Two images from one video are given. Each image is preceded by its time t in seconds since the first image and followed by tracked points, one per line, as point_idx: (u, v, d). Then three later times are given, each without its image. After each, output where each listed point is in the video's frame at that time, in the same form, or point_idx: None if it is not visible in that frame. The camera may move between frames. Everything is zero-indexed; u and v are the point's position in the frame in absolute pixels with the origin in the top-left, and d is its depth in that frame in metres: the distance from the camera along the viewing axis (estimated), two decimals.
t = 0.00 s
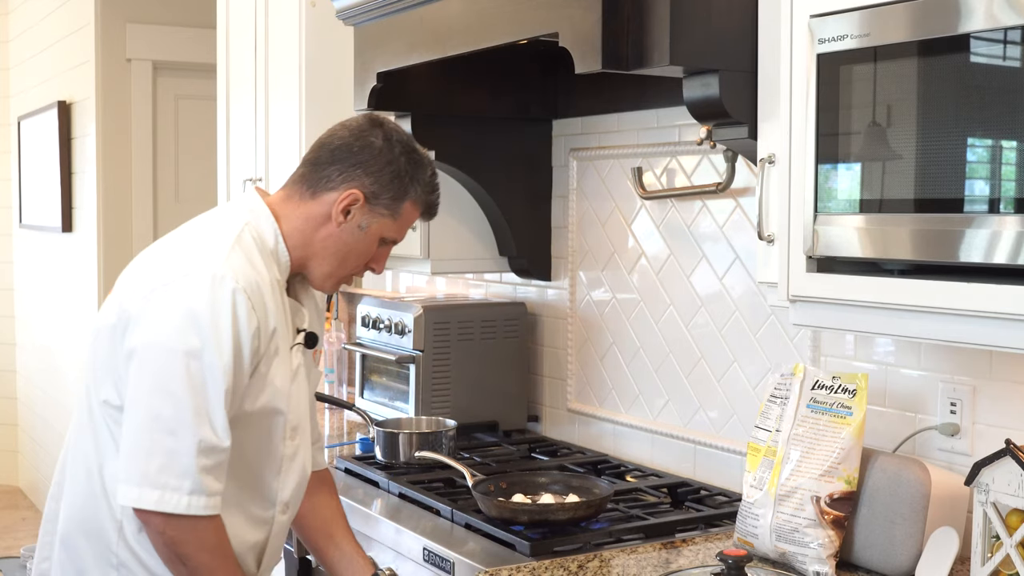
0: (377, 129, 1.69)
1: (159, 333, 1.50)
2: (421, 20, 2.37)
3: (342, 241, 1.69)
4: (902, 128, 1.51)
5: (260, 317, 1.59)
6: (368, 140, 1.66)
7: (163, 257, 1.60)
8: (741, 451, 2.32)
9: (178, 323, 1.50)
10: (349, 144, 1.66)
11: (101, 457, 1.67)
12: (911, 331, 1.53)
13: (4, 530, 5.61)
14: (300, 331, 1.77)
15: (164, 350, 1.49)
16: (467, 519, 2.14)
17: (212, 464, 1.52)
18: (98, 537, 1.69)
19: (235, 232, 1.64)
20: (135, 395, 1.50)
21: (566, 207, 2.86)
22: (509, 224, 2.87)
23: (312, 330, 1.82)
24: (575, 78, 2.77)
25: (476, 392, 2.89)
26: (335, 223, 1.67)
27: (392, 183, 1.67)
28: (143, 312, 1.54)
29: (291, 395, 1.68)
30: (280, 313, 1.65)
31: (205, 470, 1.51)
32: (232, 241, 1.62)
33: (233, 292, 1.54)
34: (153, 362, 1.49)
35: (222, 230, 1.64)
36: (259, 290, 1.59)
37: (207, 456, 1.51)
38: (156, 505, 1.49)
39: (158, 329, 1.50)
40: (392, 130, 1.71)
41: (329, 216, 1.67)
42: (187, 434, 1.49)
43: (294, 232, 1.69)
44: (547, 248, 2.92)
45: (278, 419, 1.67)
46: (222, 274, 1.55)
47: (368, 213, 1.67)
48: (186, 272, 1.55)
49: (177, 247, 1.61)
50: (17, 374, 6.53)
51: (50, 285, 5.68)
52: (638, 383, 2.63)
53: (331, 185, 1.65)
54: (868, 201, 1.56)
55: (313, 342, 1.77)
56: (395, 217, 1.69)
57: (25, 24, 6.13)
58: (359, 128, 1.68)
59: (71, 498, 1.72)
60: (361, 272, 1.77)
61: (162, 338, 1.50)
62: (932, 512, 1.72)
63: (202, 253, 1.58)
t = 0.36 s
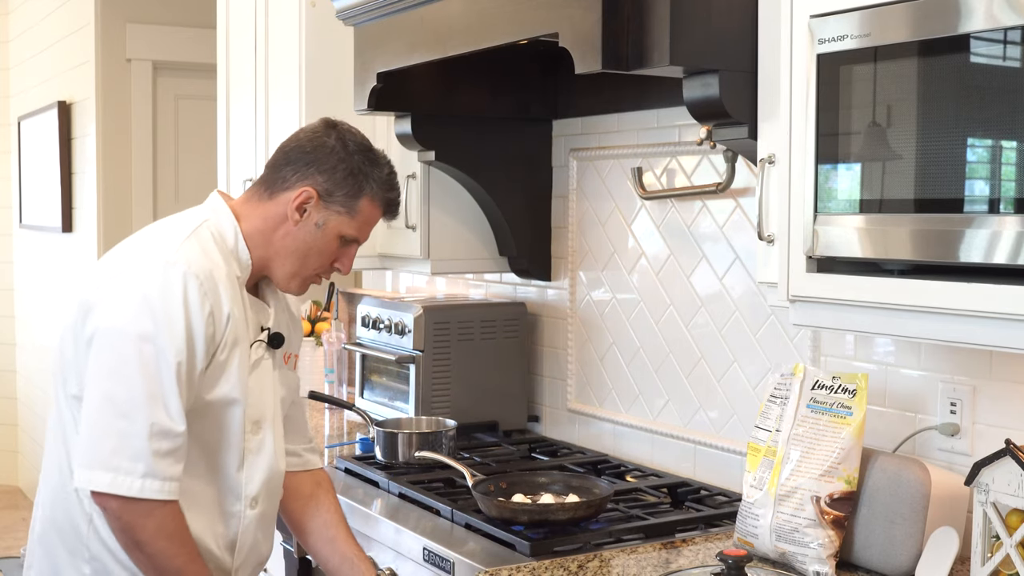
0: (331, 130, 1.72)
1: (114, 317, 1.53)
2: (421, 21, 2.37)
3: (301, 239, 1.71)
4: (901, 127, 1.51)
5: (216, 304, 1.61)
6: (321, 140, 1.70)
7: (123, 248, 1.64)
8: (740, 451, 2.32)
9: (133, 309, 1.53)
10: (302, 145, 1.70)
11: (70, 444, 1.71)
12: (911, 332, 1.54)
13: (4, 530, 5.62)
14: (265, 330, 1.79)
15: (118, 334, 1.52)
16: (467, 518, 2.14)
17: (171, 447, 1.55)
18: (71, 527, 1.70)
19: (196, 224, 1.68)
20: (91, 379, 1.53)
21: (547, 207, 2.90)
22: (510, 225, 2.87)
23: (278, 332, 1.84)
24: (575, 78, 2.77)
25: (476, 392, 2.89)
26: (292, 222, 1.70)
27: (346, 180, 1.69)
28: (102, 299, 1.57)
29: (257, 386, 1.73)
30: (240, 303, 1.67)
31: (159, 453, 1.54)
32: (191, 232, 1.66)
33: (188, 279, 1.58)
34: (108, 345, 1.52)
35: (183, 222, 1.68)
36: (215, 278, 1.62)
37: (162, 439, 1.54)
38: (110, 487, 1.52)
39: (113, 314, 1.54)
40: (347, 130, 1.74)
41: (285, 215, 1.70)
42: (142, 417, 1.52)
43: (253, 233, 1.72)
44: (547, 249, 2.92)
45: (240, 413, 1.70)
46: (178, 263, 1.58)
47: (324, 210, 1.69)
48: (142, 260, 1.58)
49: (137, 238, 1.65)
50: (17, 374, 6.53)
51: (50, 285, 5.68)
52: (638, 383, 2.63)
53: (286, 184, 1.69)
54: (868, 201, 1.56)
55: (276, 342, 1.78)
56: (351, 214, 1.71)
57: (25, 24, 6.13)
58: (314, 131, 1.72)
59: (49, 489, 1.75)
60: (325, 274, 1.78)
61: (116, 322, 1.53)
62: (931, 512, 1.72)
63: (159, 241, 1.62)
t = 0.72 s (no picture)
0: (318, 127, 1.69)
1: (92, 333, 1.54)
2: (421, 20, 2.37)
3: (296, 241, 1.69)
4: (901, 127, 1.51)
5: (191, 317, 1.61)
6: (308, 138, 1.68)
7: (107, 261, 1.66)
8: (740, 451, 2.32)
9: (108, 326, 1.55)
10: (289, 146, 1.68)
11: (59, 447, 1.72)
12: (911, 331, 1.53)
13: (4, 530, 5.61)
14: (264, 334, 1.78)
15: (94, 351, 1.53)
16: (467, 519, 2.14)
17: (137, 462, 1.55)
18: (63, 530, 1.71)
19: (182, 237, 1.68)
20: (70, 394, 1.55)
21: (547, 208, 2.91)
22: (511, 226, 2.87)
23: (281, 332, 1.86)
24: (575, 78, 2.77)
25: (476, 392, 2.89)
26: (286, 224, 1.68)
27: (337, 178, 1.67)
28: (82, 315, 1.59)
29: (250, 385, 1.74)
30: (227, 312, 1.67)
31: (133, 470, 1.54)
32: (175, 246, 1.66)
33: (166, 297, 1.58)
34: (87, 362, 1.54)
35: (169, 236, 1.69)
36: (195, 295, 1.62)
37: (137, 456, 1.54)
38: (83, 503, 1.54)
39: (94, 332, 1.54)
40: (335, 124, 1.71)
41: (278, 218, 1.68)
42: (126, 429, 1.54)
43: (248, 237, 1.71)
44: (547, 249, 2.92)
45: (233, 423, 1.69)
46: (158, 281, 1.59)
47: (317, 211, 1.67)
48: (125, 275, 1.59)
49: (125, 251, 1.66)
50: (17, 374, 6.53)
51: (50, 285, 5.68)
52: (638, 383, 2.63)
53: (276, 187, 1.67)
54: (868, 201, 1.56)
55: (274, 346, 1.77)
56: (346, 212, 1.68)
57: (25, 24, 6.13)
58: (301, 129, 1.70)
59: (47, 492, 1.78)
60: (327, 272, 1.76)
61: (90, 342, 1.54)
62: (931, 512, 1.72)
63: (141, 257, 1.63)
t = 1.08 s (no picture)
0: (374, 117, 1.61)
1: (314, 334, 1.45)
2: (421, 20, 2.37)
3: (377, 238, 1.60)
4: (902, 127, 1.51)
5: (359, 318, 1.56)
6: (368, 131, 1.59)
7: (232, 263, 1.55)
8: (741, 451, 2.32)
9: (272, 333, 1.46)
10: (352, 143, 1.59)
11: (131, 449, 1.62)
12: (910, 331, 1.54)
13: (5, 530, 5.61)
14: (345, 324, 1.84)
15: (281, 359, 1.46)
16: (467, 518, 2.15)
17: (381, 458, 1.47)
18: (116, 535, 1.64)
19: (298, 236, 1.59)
20: (290, 397, 1.46)
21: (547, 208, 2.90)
22: (512, 228, 2.88)
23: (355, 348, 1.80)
24: (575, 78, 2.77)
25: (476, 392, 2.88)
26: (363, 223, 1.59)
27: (406, 164, 1.57)
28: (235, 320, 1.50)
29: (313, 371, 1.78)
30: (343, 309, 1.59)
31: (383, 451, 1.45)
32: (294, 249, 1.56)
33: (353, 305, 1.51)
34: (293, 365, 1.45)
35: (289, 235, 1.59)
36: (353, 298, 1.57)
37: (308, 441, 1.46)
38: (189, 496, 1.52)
39: (296, 334, 1.45)
40: (390, 115, 1.62)
41: (352, 219, 1.59)
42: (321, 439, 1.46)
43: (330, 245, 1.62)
44: (547, 249, 2.92)
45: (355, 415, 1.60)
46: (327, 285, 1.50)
47: (392, 202, 1.57)
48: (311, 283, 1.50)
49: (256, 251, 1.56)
50: (17, 374, 6.52)
51: (50, 285, 5.68)
52: (638, 383, 2.63)
53: (347, 186, 1.59)
54: (868, 201, 1.56)
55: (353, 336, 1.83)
56: (421, 198, 1.58)
57: (26, 24, 6.14)
58: (356, 124, 1.61)
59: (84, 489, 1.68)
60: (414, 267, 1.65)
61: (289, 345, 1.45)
62: (932, 512, 1.73)
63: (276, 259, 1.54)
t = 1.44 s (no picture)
0: (369, 104, 1.79)
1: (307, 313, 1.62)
2: (421, 20, 2.36)
3: (365, 214, 1.80)
4: (902, 127, 1.51)
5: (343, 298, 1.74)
6: (362, 117, 1.77)
7: (234, 253, 1.70)
8: (741, 451, 2.32)
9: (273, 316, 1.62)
10: (350, 124, 1.76)
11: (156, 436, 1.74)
12: (910, 331, 1.53)
13: (5, 530, 5.61)
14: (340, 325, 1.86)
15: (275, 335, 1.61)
16: (467, 518, 2.15)
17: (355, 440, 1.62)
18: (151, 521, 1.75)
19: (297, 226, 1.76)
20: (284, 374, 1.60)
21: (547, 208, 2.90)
22: (512, 229, 2.88)
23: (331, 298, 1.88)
24: (575, 77, 2.77)
25: (476, 392, 2.89)
26: (354, 200, 1.79)
27: (395, 150, 1.77)
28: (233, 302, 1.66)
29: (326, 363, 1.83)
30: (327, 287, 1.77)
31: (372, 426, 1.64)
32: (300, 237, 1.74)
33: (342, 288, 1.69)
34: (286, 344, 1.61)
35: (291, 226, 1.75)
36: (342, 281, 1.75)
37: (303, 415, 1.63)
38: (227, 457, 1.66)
39: (292, 315, 1.62)
40: (381, 103, 1.81)
41: (344, 194, 1.78)
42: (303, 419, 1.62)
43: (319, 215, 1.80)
44: (547, 249, 2.91)
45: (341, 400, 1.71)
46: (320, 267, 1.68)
47: (382, 184, 1.78)
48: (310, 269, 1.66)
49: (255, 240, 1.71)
50: (17, 374, 6.52)
51: (49, 285, 5.67)
52: (638, 383, 2.63)
53: (342, 164, 1.76)
54: (868, 201, 1.56)
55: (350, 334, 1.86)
56: (406, 180, 1.80)
57: (25, 23, 6.13)
58: (351, 110, 1.78)
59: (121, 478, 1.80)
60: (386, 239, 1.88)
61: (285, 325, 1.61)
62: (931, 512, 1.72)
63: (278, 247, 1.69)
